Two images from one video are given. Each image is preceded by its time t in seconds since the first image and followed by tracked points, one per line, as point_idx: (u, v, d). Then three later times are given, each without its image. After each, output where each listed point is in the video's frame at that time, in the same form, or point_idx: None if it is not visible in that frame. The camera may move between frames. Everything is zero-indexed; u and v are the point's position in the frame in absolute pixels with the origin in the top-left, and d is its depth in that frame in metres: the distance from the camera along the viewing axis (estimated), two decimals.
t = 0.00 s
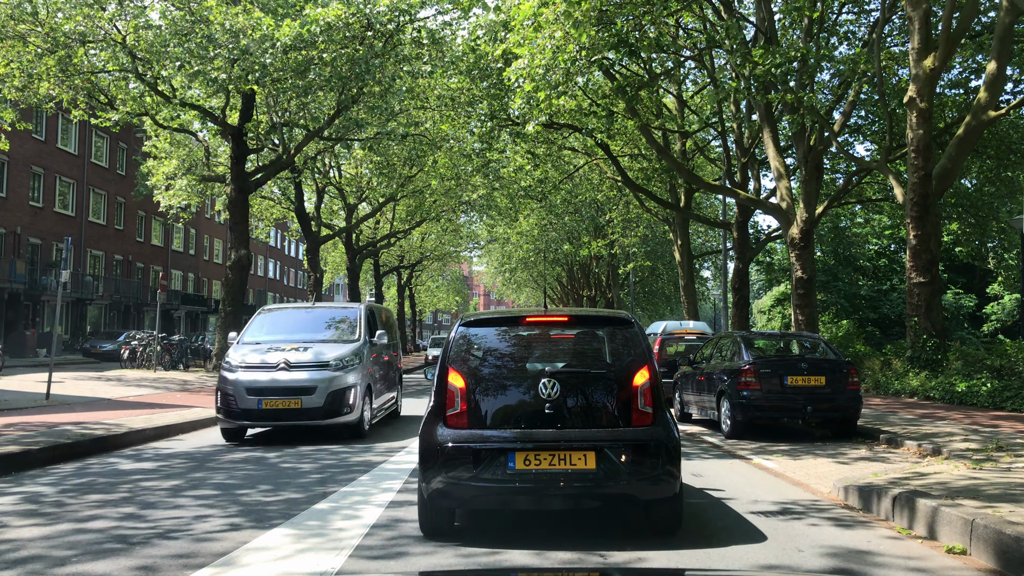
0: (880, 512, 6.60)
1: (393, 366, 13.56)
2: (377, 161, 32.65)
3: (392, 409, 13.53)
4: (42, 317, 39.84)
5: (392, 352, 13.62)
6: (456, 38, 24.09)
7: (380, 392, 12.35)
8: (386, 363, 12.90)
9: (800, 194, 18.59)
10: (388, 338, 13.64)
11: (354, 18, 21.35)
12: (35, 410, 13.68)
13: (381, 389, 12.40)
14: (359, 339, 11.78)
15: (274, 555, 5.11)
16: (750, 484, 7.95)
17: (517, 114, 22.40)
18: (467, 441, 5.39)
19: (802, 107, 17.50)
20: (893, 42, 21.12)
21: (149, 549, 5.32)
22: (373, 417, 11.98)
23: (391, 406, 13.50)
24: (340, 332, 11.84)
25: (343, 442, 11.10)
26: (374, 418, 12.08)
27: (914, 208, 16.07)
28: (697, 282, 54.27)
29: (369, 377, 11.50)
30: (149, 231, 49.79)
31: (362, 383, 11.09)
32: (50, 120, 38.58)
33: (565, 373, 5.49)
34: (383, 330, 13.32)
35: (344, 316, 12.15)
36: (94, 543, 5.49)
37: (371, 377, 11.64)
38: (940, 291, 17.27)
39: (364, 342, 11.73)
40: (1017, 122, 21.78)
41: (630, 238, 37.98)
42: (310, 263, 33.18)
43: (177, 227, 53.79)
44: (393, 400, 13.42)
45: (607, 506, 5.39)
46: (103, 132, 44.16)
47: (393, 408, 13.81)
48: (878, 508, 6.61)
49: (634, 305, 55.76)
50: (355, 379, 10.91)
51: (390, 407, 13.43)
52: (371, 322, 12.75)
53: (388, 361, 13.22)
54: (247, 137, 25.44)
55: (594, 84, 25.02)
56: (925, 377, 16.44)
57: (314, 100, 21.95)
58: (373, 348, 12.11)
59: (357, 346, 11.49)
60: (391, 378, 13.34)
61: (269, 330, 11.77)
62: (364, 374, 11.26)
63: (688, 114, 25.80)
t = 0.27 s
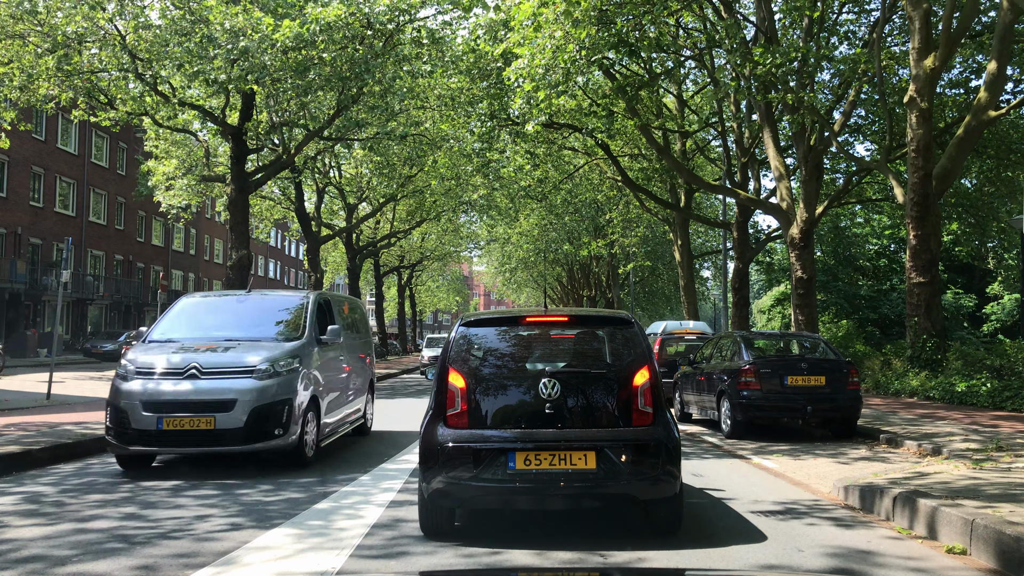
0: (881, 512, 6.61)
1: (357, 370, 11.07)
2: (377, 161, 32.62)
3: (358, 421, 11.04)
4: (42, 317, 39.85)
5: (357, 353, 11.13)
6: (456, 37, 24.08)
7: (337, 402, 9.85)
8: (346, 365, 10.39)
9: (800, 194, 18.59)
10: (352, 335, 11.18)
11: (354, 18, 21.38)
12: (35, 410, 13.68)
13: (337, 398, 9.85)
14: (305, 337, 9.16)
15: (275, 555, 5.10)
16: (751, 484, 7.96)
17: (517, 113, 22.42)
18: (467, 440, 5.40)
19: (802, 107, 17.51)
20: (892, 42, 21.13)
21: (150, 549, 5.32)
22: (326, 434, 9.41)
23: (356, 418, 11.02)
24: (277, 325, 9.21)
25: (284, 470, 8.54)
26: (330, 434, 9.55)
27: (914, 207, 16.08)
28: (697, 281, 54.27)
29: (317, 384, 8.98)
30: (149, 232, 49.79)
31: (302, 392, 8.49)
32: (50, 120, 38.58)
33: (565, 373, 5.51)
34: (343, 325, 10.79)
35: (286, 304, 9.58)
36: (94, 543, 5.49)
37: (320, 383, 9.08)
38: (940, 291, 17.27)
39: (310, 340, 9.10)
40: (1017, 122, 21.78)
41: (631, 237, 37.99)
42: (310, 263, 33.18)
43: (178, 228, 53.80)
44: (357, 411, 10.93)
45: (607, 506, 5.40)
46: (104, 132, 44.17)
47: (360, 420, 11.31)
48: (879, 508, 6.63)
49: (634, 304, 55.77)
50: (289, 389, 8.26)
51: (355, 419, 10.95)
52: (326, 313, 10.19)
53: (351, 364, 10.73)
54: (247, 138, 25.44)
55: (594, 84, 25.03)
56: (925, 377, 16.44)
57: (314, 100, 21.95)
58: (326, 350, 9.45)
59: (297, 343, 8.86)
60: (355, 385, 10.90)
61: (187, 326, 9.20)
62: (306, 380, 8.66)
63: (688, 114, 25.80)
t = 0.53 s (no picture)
0: (881, 512, 6.60)
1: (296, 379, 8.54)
2: (377, 161, 32.60)
3: (294, 445, 8.56)
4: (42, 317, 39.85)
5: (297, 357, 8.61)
6: (456, 37, 24.07)
7: (251, 425, 7.25)
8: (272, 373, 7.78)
9: (800, 194, 18.58)
10: (294, 334, 8.68)
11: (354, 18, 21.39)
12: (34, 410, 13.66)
13: (251, 419, 7.27)
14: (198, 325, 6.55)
15: (275, 555, 5.09)
16: (751, 484, 7.95)
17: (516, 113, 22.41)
18: (467, 441, 5.39)
19: (802, 107, 17.50)
20: (892, 42, 21.12)
21: (150, 549, 5.31)
22: (229, 469, 6.84)
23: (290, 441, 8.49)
24: (159, 314, 6.57)
25: (150, 523, 5.96)
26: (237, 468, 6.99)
27: (914, 207, 16.07)
28: (697, 281, 54.28)
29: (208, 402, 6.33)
30: (149, 232, 49.78)
31: (172, 409, 5.84)
32: (50, 120, 38.57)
33: (565, 373, 5.49)
34: (277, 318, 8.19)
35: (181, 284, 6.94)
36: (95, 543, 5.47)
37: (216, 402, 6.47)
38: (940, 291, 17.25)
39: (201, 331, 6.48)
40: (1017, 122, 21.79)
41: (630, 238, 38.00)
42: (310, 263, 33.17)
43: (177, 228, 53.81)
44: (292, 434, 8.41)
45: (607, 506, 5.39)
46: (103, 132, 44.16)
47: (300, 443, 8.81)
48: (879, 508, 6.62)
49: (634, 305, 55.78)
50: (151, 409, 5.67)
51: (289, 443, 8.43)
52: (245, 304, 7.54)
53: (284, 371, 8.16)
54: (247, 138, 25.44)
55: (594, 85, 25.04)
56: (925, 377, 16.45)
57: (314, 100, 21.94)
58: (229, 345, 6.81)
59: (179, 340, 6.23)
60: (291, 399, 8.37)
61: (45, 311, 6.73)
62: (186, 397, 6.02)
63: (687, 114, 25.80)
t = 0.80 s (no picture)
0: (880, 512, 6.62)
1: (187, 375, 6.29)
2: (377, 161, 32.58)
3: (163, 491, 5.83)
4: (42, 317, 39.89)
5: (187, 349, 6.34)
6: (456, 37, 24.09)
7: (100, 436, 4.98)
8: (145, 369, 5.57)
9: (801, 195, 18.58)
10: (190, 318, 6.50)
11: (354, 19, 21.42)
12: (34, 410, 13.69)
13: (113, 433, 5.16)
14: None
15: (275, 555, 5.11)
16: (751, 483, 7.96)
17: (517, 113, 22.40)
18: (468, 440, 5.40)
19: (802, 107, 17.52)
20: (892, 42, 21.14)
21: (152, 549, 5.32)
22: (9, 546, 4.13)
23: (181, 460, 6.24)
24: None
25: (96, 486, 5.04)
26: (72, 501, 4.73)
27: (914, 207, 16.08)
28: (697, 281, 54.29)
29: (19, 394, 4.20)
30: (149, 232, 49.79)
31: None
32: (50, 121, 38.58)
33: (565, 373, 5.51)
34: (171, 305, 6.21)
35: None
36: (97, 543, 5.49)
37: (34, 400, 4.32)
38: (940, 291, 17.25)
39: None
40: (1017, 122, 21.81)
41: (631, 238, 38.01)
42: (310, 263, 33.18)
43: (177, 228, 53.82)
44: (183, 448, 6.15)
45: (607, 506, 5.40)
46: (104, 133, 44.18)
47: (177, 486, 6.11)
48: (878, 508, 6.63)
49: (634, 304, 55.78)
50: None
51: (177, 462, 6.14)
52: (56, 276, 4.89)
53: (166, 367, 5.93)
54: (247, 138, 25.45)
55: (594, 85, 25.06)
56: (924, 377, 16.47)
57: (314, 100, 21.95)
58: None
59: None
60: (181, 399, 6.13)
61: None
62: None
63: (687, 114, 25.82)
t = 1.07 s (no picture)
0: (881, 511, 6.59)
1: None
2: (377, 161, 32.55)
3: None
4: (42, 317, 39.88)
5: None
6: (455, 37, 24.07)
7: None
8: None
9: (801, 194, 18.55)
10: None
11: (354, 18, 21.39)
12: (35, 409, 13.68)
13: None
14: None
15: (275, 555, 5.08)
16: (751, 484, 7.94)
17: (516, 113, 22.36)
18: (467, 441, 5.38)
19: (802, 107, 17.50)
20: (892, 41, 21.12)
21: (151, 549, 5.29)
22: None
23: None
24: None
25: None
26: None
27: (915, 207, 16.05)
28: (697, 281, 54.27)
29: None
30: (149, 232, 49.77)
31: None
32: (50, 120, 38.57)
33: (565, 373, 5.48)
34: None
35: None
36: (96, 543, 5.46)
37: None
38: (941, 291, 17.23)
39: None
40: (1016, 122, 21.79)
41: (630, 237, 38.00)
42: (310, 264, 33.16)
43: (177, 228, 53.80)
44: None
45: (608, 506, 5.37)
46: (103, 133, 44.17)
47: None
48: (879, 508, 6.60)
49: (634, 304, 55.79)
50: None
51: None
52: None
53: None
54: (247, 138, 25.43)
55: (594, 85, 25.04)
56: (925, 377, 16.45)
57: (314, 100, 21.93)
58: None
59: None
60: None
61: None
62: None
63: (687, 115, 25.82)
